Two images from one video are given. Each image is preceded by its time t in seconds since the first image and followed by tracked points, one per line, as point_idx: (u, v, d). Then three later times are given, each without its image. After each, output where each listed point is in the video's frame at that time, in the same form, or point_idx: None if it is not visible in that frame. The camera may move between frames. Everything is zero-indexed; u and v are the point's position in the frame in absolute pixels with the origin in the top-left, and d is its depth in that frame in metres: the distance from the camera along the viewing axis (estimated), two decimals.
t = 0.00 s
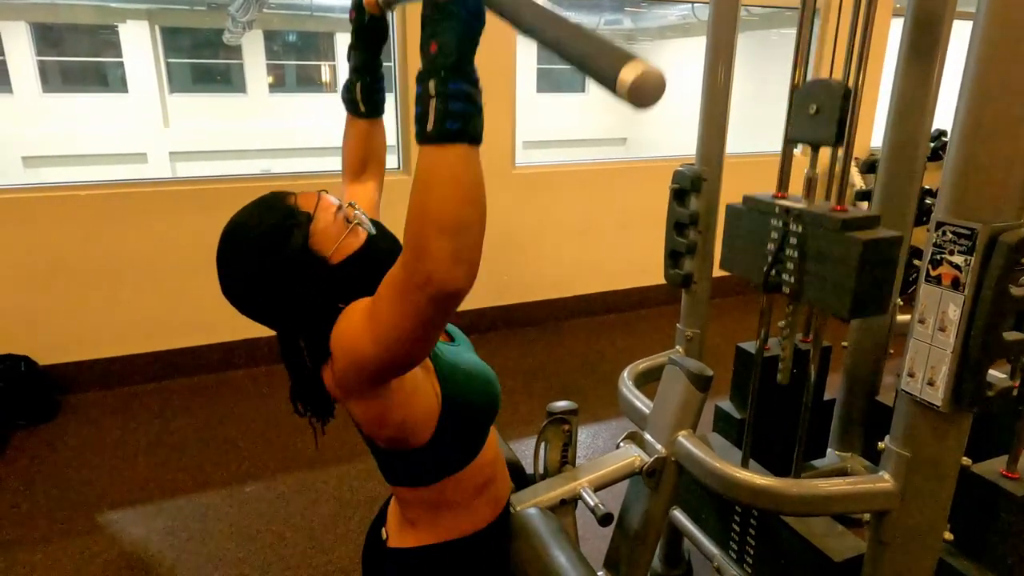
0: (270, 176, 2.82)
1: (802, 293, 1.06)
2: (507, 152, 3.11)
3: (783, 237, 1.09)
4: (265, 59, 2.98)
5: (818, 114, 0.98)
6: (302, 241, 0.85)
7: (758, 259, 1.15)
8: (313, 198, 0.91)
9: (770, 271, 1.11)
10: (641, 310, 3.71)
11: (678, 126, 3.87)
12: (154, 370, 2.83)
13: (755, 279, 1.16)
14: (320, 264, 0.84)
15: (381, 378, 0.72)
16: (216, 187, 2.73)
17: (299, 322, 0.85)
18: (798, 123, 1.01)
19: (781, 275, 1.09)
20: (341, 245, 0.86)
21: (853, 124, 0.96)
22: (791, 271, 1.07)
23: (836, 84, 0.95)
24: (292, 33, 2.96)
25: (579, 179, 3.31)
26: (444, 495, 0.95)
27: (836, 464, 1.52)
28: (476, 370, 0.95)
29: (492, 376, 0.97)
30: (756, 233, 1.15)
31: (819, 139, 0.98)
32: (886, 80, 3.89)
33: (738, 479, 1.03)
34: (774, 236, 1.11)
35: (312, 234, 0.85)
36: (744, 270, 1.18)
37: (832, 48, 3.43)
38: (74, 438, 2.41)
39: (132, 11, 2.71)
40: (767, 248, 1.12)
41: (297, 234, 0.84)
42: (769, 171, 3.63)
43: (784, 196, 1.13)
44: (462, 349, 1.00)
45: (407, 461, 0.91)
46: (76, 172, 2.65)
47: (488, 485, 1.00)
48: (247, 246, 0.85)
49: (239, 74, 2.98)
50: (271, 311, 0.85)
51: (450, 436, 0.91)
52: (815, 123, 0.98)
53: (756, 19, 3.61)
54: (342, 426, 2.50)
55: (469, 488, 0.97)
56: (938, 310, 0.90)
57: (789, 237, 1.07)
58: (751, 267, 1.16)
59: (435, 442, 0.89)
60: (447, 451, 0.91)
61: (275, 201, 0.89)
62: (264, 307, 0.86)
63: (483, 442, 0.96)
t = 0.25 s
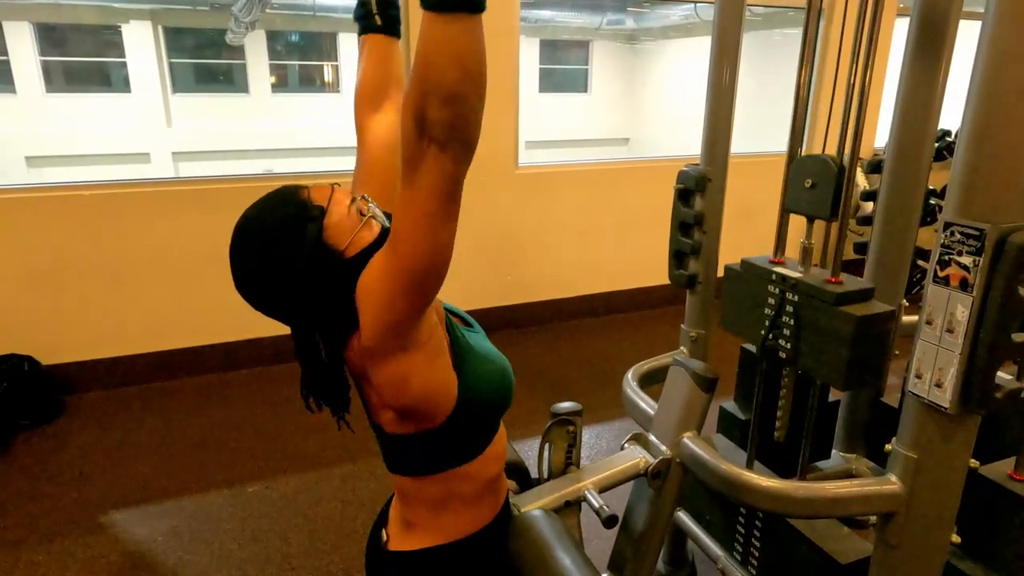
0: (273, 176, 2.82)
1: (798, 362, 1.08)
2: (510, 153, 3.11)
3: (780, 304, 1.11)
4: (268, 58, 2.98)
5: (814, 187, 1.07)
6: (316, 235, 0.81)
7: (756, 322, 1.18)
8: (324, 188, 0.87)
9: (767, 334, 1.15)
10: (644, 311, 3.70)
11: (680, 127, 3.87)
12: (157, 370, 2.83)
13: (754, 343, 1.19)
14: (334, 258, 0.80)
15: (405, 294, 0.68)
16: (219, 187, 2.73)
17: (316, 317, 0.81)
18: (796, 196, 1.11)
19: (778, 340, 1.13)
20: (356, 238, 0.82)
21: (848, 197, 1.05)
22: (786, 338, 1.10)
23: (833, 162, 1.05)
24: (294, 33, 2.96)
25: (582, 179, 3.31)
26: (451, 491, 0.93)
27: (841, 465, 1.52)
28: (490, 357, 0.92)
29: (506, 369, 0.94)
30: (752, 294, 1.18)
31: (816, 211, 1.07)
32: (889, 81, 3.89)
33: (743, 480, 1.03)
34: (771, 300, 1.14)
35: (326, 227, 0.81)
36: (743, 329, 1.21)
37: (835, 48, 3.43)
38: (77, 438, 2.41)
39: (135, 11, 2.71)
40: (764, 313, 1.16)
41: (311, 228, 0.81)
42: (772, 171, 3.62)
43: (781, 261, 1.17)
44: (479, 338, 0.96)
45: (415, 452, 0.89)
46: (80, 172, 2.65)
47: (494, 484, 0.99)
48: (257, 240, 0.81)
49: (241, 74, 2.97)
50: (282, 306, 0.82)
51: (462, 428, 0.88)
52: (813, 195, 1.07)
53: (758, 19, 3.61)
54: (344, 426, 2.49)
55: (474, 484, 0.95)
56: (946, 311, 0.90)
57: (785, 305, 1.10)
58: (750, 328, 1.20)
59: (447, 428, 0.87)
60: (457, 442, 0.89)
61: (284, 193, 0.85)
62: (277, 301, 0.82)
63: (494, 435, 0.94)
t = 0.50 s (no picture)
0: (277, 175, 2.82)
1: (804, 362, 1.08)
2: (513, 153, 3.11)
3: (784, 307, 1.10)
4: (271, 59, 2.98)
5: (818, 191, 1.05)
6: (277, 248, 0.79)
7: (759, 325, 1.17)
8: (287, 199, 0.85)
9: (771, 337, 1.13)
10: (648, 311, 3.70)
11: (684, 126, 3.86)
12: (160, 370, 2.83)
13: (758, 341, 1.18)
14: (294, 270, 0.78)
15: (381, 296, 0.68)
16: (223, 187, 2.73)
17: (284, 330, 0.79)
18: (798, 198, 1.09)
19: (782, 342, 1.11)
20: (317, 249, 0.80)
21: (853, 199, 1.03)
22: (791, 339, 1.09)
23: (837, 165, 1.03)
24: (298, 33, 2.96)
25: (586, 179, 3.30)
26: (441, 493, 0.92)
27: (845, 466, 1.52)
28: (474, 348, 0.91)
29: (490, 364, 0.93)
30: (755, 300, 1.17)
31: (820, 214, 1.05)
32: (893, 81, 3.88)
33: (746, 482, 1.03)
34: (774, 303, 1.13)
35: (288, 240, 0.80)
36: (745, 328, 1.20)
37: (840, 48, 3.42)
38: (80, 437, 2.41)
39: (139, 10, 2.72)
40: (768, 315, 1.14)
41: (272, 242, 0.79)
42: (776, 171, 3.61)
43: (784, 262, 1.17)
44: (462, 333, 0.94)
45: (400, 451, 0.87)
46: (83, 171, 2.66)
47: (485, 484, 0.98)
48: (216, 257, 0.79)
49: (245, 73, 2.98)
50: (246, 322, 0.81)
51: (450, 427, 0.88)
52: (815, 200, 1.06)
53: (762, 18, 3.60)
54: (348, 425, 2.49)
55: (465, 483, 0.94)
56: (952, 312, 0.89)
57: (790, 307, 1.09)
58: (752, 328, 1.19)
59: (428, 428, 0.86)
60: (445, 442, 0.89)
61: (246, 207, 0.83)
62: (245, 316, 0.80)
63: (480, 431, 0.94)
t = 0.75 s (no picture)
0: (279, 175, 2.82)
1: (821, 265, 0.95)
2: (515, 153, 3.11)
3: (800, 208, 0.98)
4: (273, 59, 2.98)
5: (837, 82, 0.97)
6: (255, 272, 0.83)
7: (772, 232, 1.04)
8: (271, 224, 0.89)
9: (785, 243, 1.00)
10: (650, 311, 3.70)
11: (685, 126, 3.86)
12: (163, 369, 2.84)
13: (770, 251, 1.05)
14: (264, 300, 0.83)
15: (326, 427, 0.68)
16: (226, 187, 2.73)
17: (243, 356, 0.84)
18: (816, 91, 1.00)
19: (797, 249, 0.99)
20: (290, 285, 0.84)
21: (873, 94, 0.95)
22: (807, 241, 0.97)
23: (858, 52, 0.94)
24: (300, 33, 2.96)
25: (588, 179, 3.31)
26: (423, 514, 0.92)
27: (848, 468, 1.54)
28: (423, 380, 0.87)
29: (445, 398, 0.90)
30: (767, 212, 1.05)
31: (838, 105, 0.97)
32: (897, 81, 3.87)
33: (747, 483, 1.03)
34: (789, 208, 1.00)
35: (266, 268, 0.83)
36: (757, 240, 1.08)
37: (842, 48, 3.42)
38: (83, 437, 2.41)
39: (142, 11, 2.72)
40: (782, 221, 1.02)
41: (250, 265, 0.82)
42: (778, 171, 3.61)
43: (800, 167, 1.04)
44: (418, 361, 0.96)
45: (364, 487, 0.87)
46: (86, 171, 2.66)
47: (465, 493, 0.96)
48: (190, 271, 0.82)
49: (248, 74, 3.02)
50: (204, 336, 0.84)
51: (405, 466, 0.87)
52: (834, 91, 0.98)
53: (764, 18, 3.60)
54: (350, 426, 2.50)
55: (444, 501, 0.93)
56: (954, 314, 0.89)
57: (806, 208, 0.97)
58: (763, 238, 1.06)
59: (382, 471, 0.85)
60: (400, 481, 0.87)
61: (230, 225, 0.86)
62: (204, 335, 0.84)
63: (442, 464, 0.91)
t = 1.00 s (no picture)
0: (281, 174, 2.82)
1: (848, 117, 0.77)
2: (517, 152, 3.11)
3: (822, 52, 0.80)
4: (275, 58, 3.00)
5: None
6: (259, 288, 1.00)
7: (792, 92, 0.85)
8: (279, 245, 1.06)
9: (807, 99, 0.82)
10: (652, 310, 3.70)
11: (688, 125, 3.86)
12: (165, 369, 2.84)
13: (789, 115, 0.87)
14: (262, 315, 1.00)
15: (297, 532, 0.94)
16: (228, 186, 2.74)
17: (236, 359, 1.01)
18: None
19: (822, 103, 0.81)
20: (288, 305, 1.03)
21: None
22: (832, 89, 0.78)
23: None
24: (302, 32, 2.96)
25: (590, 179, 3.31)
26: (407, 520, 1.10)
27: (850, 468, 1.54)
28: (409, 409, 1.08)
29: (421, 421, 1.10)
30: (785, 71, 0.86)
31: None
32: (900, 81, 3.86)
33: (749, 483, 1.03)
34: (812, 56, 0.82)
35: (270, 285, 1.00)
36: (773, 107, 0.89)
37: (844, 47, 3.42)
38: (85, 436, 2.42)
39: (144, 10, 2.72)
40: (804, 74, 0.83)
41: (256, 282, 0.99)
42: (780, 171, 3.61)
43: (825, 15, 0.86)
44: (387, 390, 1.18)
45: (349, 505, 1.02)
46: (88, 171, 2.67)
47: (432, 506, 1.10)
48: (203, 282, 0.98)
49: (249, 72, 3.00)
50: (202, 340, 1.00)
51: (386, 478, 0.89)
52: None
53: (766, 17, 3.60)
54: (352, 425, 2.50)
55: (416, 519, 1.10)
56: (957, 314, 0.89)
57: (830, 51, 0.79)
58: (782, 102, 0.87)
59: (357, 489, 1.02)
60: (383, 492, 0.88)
61: (246, 241, 1.03)
62: (201, 338, 1.00)
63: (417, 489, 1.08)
